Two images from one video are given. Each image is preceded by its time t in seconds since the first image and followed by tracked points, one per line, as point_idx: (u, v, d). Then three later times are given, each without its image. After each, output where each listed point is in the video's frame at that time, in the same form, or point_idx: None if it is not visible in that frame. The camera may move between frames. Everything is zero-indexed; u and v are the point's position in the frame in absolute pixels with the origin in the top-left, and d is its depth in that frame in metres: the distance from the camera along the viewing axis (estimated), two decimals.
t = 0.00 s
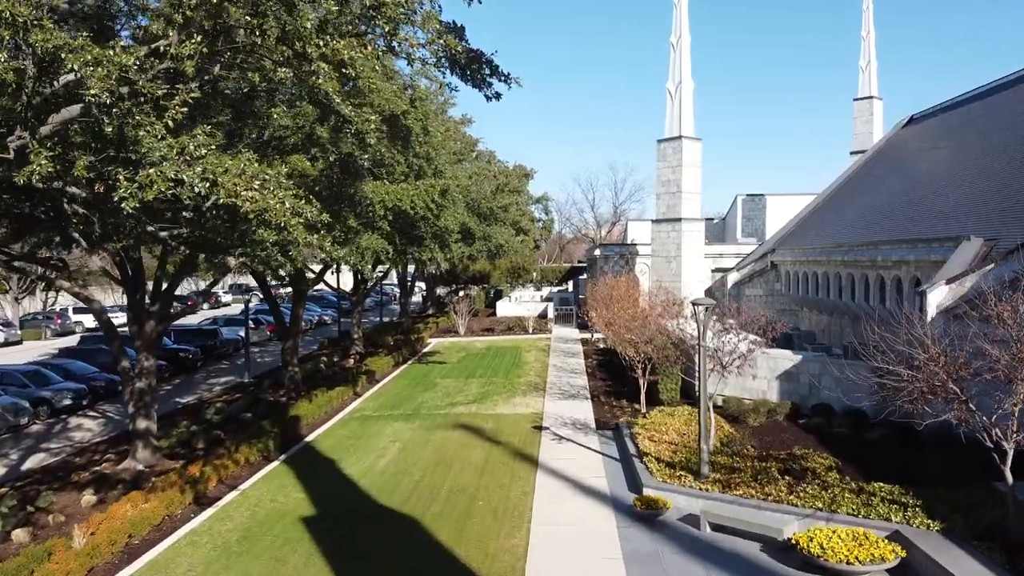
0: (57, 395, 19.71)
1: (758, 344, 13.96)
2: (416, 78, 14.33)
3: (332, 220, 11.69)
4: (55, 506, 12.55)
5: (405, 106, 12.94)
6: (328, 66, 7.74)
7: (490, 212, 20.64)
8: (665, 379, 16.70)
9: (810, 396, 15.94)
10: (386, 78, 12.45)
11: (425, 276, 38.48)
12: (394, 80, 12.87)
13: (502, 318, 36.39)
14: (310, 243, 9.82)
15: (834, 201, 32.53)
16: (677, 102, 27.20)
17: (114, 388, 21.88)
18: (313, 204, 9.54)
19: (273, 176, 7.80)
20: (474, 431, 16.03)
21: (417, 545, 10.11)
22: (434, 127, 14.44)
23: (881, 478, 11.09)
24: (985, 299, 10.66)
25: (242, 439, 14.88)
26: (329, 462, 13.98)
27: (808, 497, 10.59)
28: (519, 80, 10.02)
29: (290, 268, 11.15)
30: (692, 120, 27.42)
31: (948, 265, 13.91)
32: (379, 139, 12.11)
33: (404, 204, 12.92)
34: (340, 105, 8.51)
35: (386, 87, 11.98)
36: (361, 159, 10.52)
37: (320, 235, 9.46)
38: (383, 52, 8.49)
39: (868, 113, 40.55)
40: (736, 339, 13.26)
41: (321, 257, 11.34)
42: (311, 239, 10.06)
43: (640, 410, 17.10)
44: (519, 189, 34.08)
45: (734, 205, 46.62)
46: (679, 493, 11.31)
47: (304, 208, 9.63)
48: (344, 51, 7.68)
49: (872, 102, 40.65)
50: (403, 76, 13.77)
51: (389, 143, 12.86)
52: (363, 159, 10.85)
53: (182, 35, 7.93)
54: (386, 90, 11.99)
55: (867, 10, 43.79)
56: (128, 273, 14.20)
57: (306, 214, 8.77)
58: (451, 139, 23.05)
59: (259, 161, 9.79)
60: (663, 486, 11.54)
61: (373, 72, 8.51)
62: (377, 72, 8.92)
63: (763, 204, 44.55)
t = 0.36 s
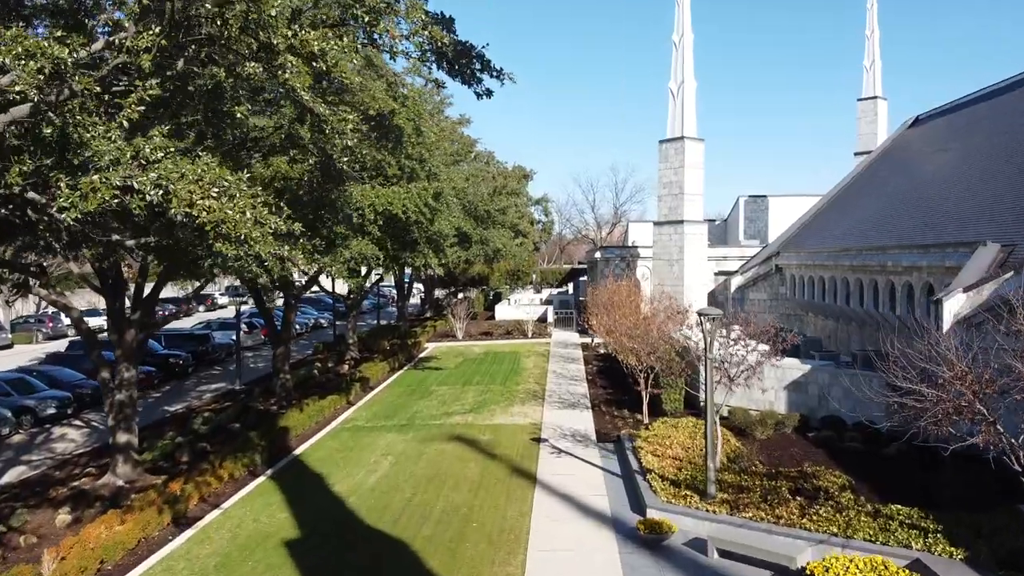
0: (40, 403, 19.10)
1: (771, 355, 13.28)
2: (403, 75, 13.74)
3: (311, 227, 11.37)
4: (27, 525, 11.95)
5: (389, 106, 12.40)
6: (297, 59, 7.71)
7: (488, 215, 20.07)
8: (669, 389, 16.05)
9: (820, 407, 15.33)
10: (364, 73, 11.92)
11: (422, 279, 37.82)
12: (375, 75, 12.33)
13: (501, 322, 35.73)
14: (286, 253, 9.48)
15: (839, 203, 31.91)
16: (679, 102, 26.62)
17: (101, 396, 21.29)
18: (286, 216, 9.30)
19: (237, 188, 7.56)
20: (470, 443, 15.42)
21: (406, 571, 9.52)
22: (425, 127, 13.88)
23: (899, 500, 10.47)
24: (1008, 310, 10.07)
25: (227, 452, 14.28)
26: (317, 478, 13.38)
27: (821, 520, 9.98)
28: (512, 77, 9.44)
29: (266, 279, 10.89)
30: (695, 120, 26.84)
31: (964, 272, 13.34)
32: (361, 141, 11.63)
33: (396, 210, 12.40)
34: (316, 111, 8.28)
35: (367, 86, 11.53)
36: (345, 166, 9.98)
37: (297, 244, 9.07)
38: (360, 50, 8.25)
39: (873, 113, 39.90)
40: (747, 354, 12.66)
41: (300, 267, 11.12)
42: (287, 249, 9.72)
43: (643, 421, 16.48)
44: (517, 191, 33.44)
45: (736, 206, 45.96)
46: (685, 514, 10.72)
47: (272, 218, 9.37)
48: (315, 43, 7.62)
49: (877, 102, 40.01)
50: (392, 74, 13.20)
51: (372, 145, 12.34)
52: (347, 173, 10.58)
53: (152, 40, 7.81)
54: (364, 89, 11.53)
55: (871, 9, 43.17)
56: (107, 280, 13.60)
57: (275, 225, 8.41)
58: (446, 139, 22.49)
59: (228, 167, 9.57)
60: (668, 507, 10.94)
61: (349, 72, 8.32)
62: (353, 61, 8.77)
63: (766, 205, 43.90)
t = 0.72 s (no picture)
0: (22, 413, 18.48)
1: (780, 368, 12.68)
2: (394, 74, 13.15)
3: (285, 234, 11.02)
4: None
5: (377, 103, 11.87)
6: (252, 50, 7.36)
7: (484, 219, 19.49)
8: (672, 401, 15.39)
9: (830, 421, 14.70)
10: (349, 71, 11.39)
11: (419, 282, 37.15)
12: (363, 74, 11.78)
13: (499, 325, 35.06)
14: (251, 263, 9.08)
15: (843, 205, 31.29)
16: (682, 103, 26.04)
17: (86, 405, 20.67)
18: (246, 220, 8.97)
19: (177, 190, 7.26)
20: (465, 456, 14.80)
21: None
22: (417, 128, 13.33)
23: (918, 527, 9.82)
24: None
25: (210, 468, 13.66)
26: (304, 496, 12.77)
27: (836, 546, 9.34)
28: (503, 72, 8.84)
29: (238, 295, 10.62)
30: (697, 121, 26.26)
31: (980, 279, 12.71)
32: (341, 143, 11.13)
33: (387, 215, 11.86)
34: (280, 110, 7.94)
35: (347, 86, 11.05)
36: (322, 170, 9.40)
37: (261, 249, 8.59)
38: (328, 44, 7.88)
39: (877, 113, 39.22)
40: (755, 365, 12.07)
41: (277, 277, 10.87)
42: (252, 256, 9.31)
43: (645, 433, 15.82)
44: (516, 193, 32.82)
45: (738, 207, 45.29)
46: (689, 539, 10.11)
47: (232, 228, 9.03)
48: (272, 31, 7.25)
49: (881, 102, 39.33)
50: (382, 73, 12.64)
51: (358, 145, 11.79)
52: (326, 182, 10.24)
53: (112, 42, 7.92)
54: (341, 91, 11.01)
55: (876, 8, 42.51)
56: (83, 289, 13.00)
57: (237, 231, 7.96)
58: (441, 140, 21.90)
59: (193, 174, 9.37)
60: (671, 530, 10.32)
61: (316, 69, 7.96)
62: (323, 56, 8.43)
63: (769, 206, 43.24)
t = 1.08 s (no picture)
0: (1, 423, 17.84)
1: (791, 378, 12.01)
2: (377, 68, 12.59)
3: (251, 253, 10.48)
4: None
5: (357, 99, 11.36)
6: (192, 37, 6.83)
7: (480, 222, 18.88)
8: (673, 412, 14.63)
9: (841, 434, 14.08)
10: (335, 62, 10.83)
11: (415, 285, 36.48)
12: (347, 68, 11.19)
13: (497, 329, 34.39)
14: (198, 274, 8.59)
15: (848, 206, 30.67)
16: (684, 102, 25.41)
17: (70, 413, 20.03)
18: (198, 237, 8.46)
19: (107, 199, 6.63)
20: (459, 471, 14.17)
21: None
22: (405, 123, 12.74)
23: (941, 555, 9.16)
24: None
25: (191, 485, 13.03)
26: (288, 515, 12.12)
27: None
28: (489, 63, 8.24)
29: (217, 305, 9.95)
30: (700, 121, 25.65)
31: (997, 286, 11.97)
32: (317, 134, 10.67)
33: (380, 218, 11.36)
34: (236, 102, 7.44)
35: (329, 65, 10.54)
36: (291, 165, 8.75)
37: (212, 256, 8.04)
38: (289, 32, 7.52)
39: (881, 113, 38.57)
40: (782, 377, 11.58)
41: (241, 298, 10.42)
42: (210, 270, 8.80)
43: (647, 446, 15.15)
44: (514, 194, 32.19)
45: (740, 208, 44.63)
46: (695, 566, 9.45)
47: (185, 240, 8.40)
48: (215, 15, 6.69)
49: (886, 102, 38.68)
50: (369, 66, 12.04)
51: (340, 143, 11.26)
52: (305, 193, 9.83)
53: (38, 47, 7.56)
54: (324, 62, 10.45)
55: (880, 7, 41.87)
56: (56, 298, 12.36)
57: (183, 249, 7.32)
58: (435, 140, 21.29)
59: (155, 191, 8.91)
60: (676, 557, 9.66)
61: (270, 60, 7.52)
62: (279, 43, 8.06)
63: (771, 207, 42.58)
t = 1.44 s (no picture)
0: None
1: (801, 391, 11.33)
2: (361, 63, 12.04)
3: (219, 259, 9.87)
4: None
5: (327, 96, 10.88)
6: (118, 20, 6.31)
7: (477, 225, 18.26)
8: (678, 424, 13.96)
9: (853, 449, 13.44)
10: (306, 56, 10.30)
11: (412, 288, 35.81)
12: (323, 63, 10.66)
13: (496, 333, 33.71)
14: (154, 295, 7.75)
15: (853, 208, 30.08)
16: (686, 102, 24.78)
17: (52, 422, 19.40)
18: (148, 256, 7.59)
19: (1, 214, 5.69)
20: (453, 487, 13.53)
21: None
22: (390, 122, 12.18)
23: None
24: None
25: (171, 503, 12.38)
26: (270, 536, 11.46)
27: None
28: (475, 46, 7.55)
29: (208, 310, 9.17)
30: (703, 120, 25.01)
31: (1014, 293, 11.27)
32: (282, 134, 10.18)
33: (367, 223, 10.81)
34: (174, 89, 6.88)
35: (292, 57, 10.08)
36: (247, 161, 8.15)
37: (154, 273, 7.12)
38: (239, 16, 7.11)
39: (886, 114, 37.88)
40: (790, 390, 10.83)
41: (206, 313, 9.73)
42: (171, 285, 8.05)
43: (650, 460, 14.49)
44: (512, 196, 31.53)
45: (742, 210, 43.94)
46: None
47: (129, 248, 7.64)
48: None
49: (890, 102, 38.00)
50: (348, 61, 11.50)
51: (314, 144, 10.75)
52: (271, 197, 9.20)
53: None
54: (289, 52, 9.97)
55: (884, 5, 41.20)
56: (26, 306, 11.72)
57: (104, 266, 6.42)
58: (429, 141, 20.65)
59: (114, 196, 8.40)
60: None
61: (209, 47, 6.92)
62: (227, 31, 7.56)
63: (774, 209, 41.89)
